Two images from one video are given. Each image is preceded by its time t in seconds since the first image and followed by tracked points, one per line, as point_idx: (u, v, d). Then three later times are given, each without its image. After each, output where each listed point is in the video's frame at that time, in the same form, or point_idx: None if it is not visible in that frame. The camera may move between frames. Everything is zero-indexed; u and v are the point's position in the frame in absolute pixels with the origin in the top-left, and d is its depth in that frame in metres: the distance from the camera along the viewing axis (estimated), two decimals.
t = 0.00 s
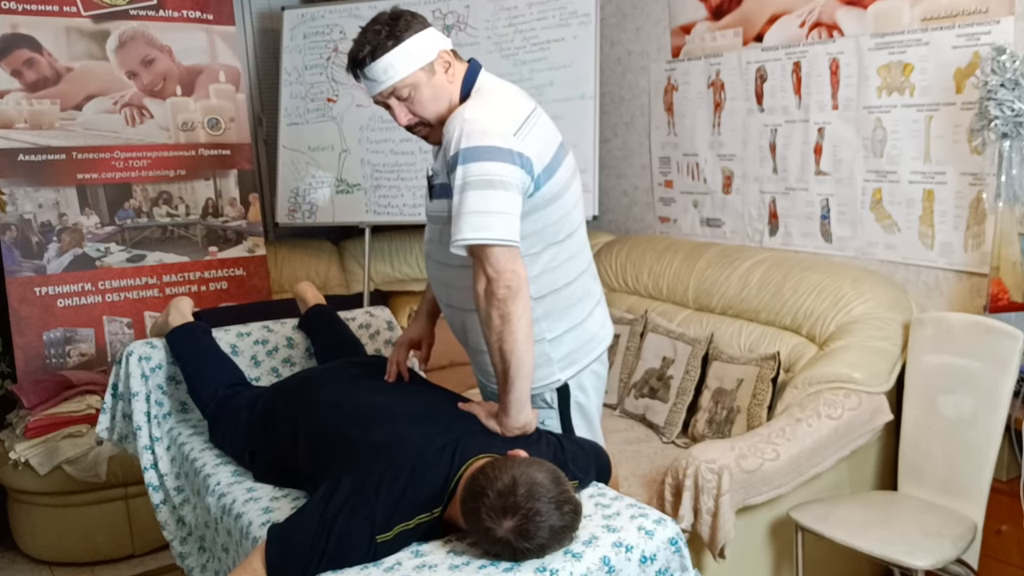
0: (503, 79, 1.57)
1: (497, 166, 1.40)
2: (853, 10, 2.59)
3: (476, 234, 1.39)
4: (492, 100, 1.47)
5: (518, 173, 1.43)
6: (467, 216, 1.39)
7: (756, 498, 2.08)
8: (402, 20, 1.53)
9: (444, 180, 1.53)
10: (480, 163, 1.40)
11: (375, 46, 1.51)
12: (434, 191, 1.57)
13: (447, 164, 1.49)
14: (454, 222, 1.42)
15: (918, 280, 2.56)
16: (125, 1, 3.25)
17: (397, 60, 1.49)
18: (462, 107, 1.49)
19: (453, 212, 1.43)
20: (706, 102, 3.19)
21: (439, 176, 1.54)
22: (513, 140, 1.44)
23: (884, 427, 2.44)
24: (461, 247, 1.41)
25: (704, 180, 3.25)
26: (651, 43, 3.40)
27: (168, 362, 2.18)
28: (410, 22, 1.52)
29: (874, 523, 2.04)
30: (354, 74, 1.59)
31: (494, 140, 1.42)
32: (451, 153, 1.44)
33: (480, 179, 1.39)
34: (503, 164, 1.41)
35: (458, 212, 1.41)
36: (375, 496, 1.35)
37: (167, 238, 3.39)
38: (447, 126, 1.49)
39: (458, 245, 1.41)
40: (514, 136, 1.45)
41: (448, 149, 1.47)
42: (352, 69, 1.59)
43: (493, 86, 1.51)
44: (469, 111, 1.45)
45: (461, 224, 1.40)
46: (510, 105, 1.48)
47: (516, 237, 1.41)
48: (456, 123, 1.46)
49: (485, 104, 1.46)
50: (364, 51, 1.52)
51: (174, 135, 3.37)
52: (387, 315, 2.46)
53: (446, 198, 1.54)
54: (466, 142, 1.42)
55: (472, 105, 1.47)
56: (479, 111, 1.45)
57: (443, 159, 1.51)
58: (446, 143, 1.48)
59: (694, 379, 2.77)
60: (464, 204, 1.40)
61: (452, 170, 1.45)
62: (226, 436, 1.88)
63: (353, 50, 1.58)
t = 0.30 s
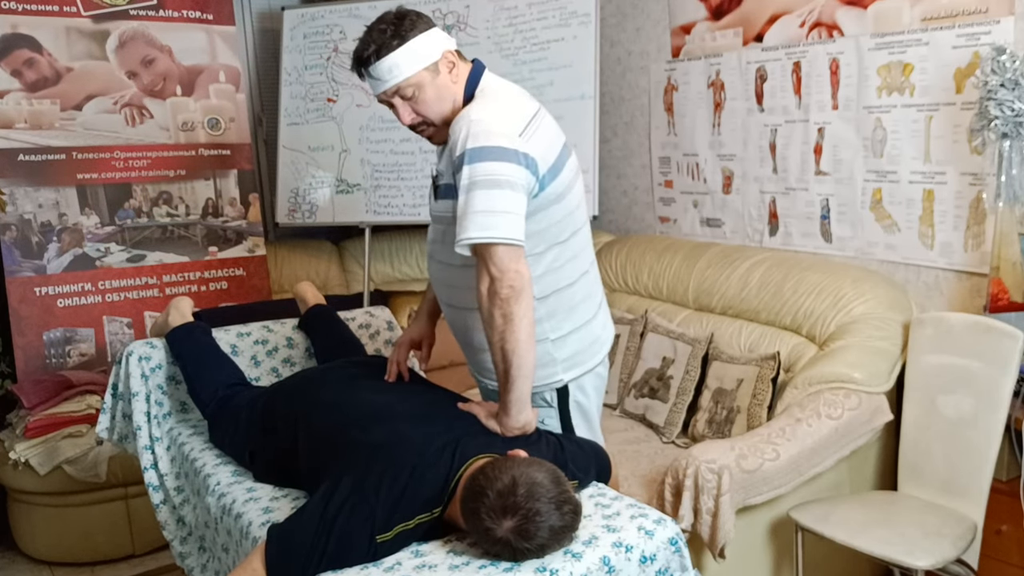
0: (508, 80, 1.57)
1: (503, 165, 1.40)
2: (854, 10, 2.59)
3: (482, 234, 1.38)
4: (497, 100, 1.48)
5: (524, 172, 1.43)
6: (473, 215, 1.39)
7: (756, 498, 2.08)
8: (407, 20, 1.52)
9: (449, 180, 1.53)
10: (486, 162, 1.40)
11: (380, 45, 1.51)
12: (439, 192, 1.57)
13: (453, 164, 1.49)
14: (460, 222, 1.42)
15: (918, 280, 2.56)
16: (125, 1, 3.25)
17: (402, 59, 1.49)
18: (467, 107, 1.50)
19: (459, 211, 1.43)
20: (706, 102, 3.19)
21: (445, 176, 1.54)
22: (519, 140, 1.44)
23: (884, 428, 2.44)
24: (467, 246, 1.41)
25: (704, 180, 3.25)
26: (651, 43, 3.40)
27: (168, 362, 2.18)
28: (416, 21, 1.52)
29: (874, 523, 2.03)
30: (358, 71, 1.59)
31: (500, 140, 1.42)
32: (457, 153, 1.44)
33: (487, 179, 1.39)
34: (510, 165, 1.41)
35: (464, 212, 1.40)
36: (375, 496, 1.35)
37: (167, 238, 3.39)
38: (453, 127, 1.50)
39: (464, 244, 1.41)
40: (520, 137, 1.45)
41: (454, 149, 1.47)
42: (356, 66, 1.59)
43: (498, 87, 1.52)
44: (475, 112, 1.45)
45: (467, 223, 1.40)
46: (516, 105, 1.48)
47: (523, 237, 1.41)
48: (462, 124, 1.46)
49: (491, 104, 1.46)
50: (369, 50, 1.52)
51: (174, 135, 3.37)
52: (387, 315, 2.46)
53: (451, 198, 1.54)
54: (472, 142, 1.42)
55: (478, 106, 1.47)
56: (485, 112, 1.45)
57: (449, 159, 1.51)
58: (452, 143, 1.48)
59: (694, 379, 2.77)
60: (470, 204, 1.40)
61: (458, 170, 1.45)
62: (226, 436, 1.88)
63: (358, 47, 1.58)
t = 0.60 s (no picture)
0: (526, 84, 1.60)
1: (536, 162, 1.42)
2: (853, 10, 2.59)
3: (517, 229, 1.39)
4: (523, 102, 1.50)
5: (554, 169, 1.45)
6: (508, 210, 1.39)
7: (756, 498, 2.08)
8: (432, 14, 1.54)
9: (472, 180, 1.53)
10: (519, 159, 1.41)
11: (406, 35, 1.51)
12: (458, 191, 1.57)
13: (479, 163, 1.50)
14: (492, 218, 1.42)
15: (918, 280, 2.56)
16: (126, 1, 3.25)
17: (427, 49, 1.50)
18: (492, 109, 1.51)
19: (490, 208, 1.43)
20: (706, 102, 3.19)
21: (467, 176, 1.54)
22: (549, 140, 1.47)
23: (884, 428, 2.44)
24: (501, 242, 1.41)
25: (704, 180, 3.25)
26: (651, 43, 3.40)
27: (168, 362, 2.18)
28: (441, 16, 1.53)
29: (874, 523, 2.03)
30: (379, 60, 1.58)
31: (532, 138, 1.44)
32: (486, 152, 1.45)
33: (524, 176, 1.40)
34: (544, 163, 1.43)
35: (498, 208, 1.41)
36: (375, 496, 1.34)
37: (167, 238, 3.39)
38: (480, 127, 1.51)
39: (498, 240, 1.41)
40: (549, 137, 1.47)
41: (482, 148, 1.48)
42: (378, 55, 1.59)
43: (521, 90, 1.54)
44: (504, 112, 1.47)
45: (501, 219, 1.40)
46: (541, 106, 1.51)
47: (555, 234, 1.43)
48: (491, 124, 1.47)
49: (519, 105, 1.48)
50: (393, 39, 1.52)
51: (174, 135, 3.37)
52: (387, 315, 2.45)
53: (473, 198, 1.54)
54: (504, 140, 1.43)
55: (505, 107, 1.49)
56: (513, 112, 1.47)
57: (474, 159, 1.51)
58: (478, 143, 1.49)
59: (694, 379, 2.77)
60: (504, 200, 1.40)
61: (486, 168, 1.46)
62: (226, 436, 1.88)
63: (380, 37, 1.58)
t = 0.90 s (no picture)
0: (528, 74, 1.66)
1: (580, 153, 1.50)
2: (854, 10, 2.59)
3: (578, 216, 1.47)
4: (545, 92, 1.56)
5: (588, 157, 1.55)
6: (566, 199, 1.47)
7: (756, 498, 2.08)
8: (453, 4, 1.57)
9: (499, 170, 1.56)
10: (565, 149, 1.48)
11: (432, 20, 1.54)
12: (478, 183, 1.59)
13: (509, 155, 1.53)
14: (544, 208, 1.48)
15: (918, 280, 2.56)
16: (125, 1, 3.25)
17: (452, 35, 1.53)
18: (516, 102, 1.55)
19: (539, 199, 1.49)
20: (706, 102, 3.19)
21: (492, 166, 1.57)
22: (579, 127, 1.55)
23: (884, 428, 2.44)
24: (558, 230, 1.48)
25: (704, 180, 3.25)
26: (651, 43, 3.40)
27: (168, 362, 2.18)
28: (461, 7, 1.58)
29: (874, 523, 2.04)
30: (399, 43, 1.59)
31: (570, 130, 1.51)
32: (526, 142, 1.50)
33: (575, 162, 1.48)
34: (585, 149, 1.51)
35: (553, 197, 1.47)
36: (375, 495, 1.35)
37: (167, 238, 3.39)
38: (508, 120, 1.54)
39: (554, 229, 1.48)
40: (579, 124, 1.56)
41: (515, 141, 1.52)
42: (396, 39, 1.60)
43: (535, 83, 1.59)
44: (534, 104, 1.53)
45: (560, 208, 1.47)
46: (562, 98, 1.58)
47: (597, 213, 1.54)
48: (522, 117, 1.52)
49: (544, 97, 1.54)
50: (417, 23, 1.54)
51: (174, 135, 3.37)
52: (388, 315, 2.45)
53: (496, 188, 1.57)
54: (545, 132, 1.49)
55: (531, 98, 1.54)
56: (542, 105, 1.53)
57: (502, 151, 1.54)
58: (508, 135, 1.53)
59: (694, 379, 2.77)
60: (560, 189, 1.47)
61: (525, 158, 1.51)
62: (227, 436, 1.88)
63: (400, 22, 1.60)
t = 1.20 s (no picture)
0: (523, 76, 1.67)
1: (580, 153, 1.52)
2: (853, 10, 2.59)
3: (578, 216, 1.49)
4: (545, 93, 1.57)
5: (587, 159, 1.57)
6: (568, 199, 1.48)
7: (756, 498, 2.08)
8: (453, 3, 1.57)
9: (496, 169, 1.56)
10: (567, 150, 1.50)
11: (432, 20, 1.53)
12: (475, 181, 1.59)
13: (508, 154, 1.54)
14: (545, 207, 1.49)
15: (918, 280, 2.56)
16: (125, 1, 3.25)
17: (452, 35, 1.53)
18: (516, 102, 1.56)
19: (539, 198, 1.50)
20: (706, 102, 3.19)
21: (490, 165, 1.57)
22: (578, 128, 1.57)
23: (884, 427, 2.44)
24: (558, 230, 1.50)
25: (704, 180, 3.25)
26: (651, 43, 3.40)
27: (168, 362, 2.18)
28: (461, 6, 1.58)
29: (874, 523, 2.03)
30: (398, 42, 1.59)
31: (570, 130, 1.53)
32: (526, 141, 1.51)
33: (576, 162, 1.50)
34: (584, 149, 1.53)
35: (553, 197, 1.49)
36: (375, 495, 1.34)
37: (167, 238, 3.38)
38: (507, 120, 1.55)
39: (553, 228, 1.49)
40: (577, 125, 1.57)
41: (515, 140, 1.52)
42: (396, 38, 1.60)
43: (532, 84, 1.61)
44: (534, 103, 1.54)
45: (560, 207, 1.49)
46: (560, 99, 1.60)
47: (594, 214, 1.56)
48: (523, 116, 1.53)
49: (544, 98, 1.55)
50: (417, 22, 1.54)
51: (174, 135, 3.37)
52: (387, 315, 2.45)
53: (493, 188, 1.58)
54: (546, 132, 1.50)
55: (531, 98, 1.55)
56: (542, 105, 1.54)
57: (500, 150, 1.55)
58: (508, 135, 1.53)
59: (694, 379, 2.77)
60: (561, 189, 1.49)
61: (524, 156, 1.51)
62: (227, 436, 1.88)
63: (399, 20, 1.59)
